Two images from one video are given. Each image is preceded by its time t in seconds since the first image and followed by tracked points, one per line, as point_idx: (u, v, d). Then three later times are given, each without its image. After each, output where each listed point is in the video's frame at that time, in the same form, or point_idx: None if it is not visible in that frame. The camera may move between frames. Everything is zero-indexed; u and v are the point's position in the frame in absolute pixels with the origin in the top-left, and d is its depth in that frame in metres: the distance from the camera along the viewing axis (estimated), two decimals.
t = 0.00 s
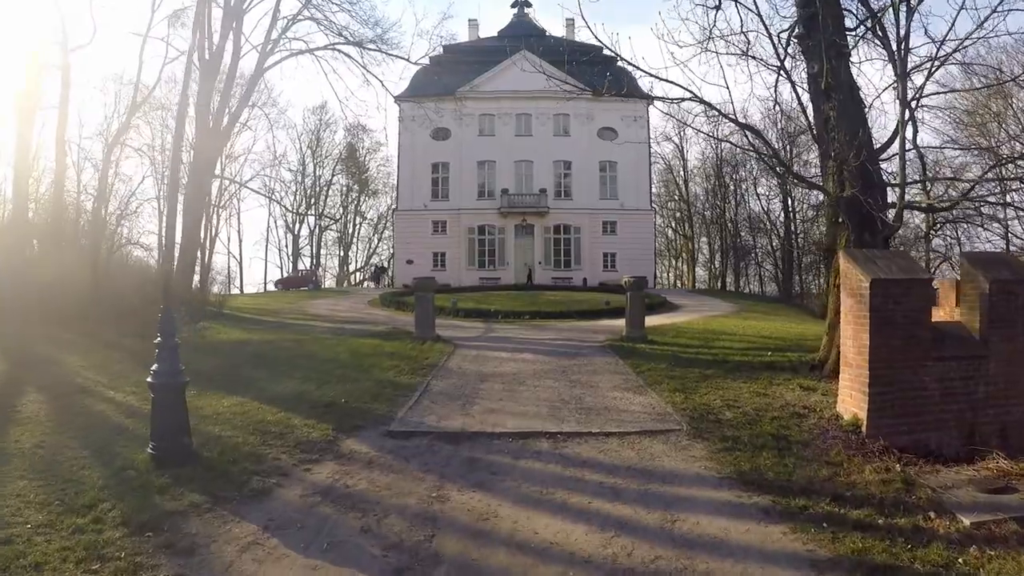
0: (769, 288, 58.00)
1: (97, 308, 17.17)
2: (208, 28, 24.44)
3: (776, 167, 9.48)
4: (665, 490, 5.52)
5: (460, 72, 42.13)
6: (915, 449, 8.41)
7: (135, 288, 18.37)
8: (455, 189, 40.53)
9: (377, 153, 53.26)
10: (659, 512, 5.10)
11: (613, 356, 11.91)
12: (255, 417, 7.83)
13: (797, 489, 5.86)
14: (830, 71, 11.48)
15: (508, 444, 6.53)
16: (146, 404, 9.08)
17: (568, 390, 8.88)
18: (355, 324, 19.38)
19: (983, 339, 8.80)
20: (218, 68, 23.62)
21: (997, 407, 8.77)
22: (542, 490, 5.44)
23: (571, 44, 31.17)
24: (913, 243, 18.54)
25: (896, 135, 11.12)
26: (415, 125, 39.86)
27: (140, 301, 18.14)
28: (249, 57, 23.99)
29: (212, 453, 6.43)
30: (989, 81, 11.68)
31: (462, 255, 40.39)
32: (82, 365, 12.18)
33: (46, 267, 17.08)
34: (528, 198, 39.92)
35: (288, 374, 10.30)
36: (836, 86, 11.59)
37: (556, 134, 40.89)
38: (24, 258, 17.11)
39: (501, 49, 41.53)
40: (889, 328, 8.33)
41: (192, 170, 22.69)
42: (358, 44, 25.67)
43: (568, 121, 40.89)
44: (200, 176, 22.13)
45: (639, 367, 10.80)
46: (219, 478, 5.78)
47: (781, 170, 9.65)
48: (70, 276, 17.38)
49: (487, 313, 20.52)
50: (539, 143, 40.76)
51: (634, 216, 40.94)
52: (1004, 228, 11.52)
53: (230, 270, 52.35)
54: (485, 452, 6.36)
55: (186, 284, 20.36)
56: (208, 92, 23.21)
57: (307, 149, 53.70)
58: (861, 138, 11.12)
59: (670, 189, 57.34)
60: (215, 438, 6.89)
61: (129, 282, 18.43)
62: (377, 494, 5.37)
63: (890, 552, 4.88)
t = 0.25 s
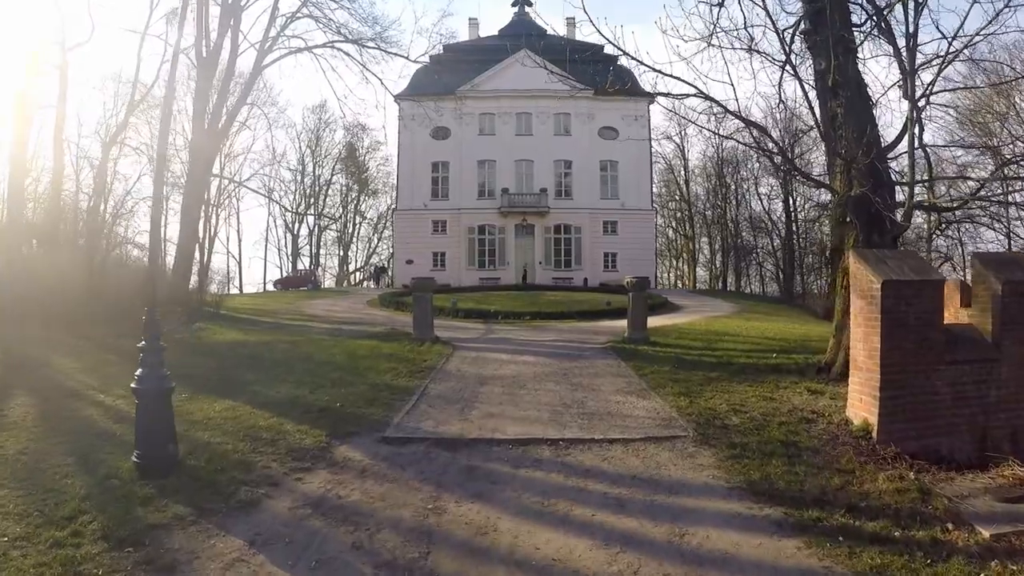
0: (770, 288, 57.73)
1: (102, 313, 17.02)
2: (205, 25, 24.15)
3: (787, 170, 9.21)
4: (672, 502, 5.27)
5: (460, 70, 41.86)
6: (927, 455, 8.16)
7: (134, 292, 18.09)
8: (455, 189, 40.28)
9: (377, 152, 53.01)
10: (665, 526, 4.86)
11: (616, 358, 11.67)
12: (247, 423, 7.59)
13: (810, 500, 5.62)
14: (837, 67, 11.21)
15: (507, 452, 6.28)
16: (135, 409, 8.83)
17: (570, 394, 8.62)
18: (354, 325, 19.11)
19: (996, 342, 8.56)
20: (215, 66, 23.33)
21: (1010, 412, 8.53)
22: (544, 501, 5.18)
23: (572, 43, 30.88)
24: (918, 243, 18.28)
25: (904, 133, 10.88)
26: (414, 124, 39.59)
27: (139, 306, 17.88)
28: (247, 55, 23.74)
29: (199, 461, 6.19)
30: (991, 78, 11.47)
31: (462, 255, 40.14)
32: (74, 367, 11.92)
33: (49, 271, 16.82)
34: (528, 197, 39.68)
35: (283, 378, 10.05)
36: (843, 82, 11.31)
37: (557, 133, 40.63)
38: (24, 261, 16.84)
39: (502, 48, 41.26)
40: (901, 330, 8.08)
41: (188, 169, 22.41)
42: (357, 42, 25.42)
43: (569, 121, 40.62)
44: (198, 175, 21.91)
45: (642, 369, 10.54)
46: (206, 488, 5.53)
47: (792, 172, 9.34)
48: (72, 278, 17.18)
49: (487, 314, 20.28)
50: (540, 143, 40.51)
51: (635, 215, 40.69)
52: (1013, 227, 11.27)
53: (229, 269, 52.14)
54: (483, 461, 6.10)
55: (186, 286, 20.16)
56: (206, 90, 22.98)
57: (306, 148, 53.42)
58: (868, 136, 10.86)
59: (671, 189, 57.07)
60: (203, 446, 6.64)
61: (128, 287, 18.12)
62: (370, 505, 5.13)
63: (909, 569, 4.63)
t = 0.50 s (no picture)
0: (772, 288, 57.43)
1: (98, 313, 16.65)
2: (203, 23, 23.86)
3: (796, 165, 8.94)
4: (682, 512, 5.01)
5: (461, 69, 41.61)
6: (941, 458, 7.90)
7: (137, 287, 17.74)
8: (455, 188, 40.00)
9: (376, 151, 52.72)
10: (675, 537, 4.60)
11: (619, 358, 11.40)
12: (239, 426, 7.33)
13: (825, 508, 5.36)
14: (845, 61, 10.98)
15: (508, 457, 6.02)
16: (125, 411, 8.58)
17: (572, 396, 8.37)
18: (353, 325, 18.85)
19: (1011, 341, 8.30)
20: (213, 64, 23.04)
21: None
22: (546, 511, 4.93)
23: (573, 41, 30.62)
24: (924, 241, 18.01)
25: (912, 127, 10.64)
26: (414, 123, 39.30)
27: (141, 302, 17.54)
28: (245, 52, 23.47)
29: (187, 467, 5.94)
30: (1001, 72, 11.24)
31: (462, 254, 39.86)
32: (65, 368, 11.67)
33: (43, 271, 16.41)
34: (528, 196, 39.41)
35: (278, 379, 9.79)
36: (852, 76, 11.04)
37: (557, 131, 40.35)
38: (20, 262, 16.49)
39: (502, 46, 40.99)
40: (914, 330, 7.82)
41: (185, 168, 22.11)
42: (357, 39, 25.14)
43: (569, 119, 40.33)
44: (194, 174, 21.64)
45: (646, 370, 10.28)
46: (192, 497, 5.28)
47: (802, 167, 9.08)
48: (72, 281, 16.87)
49: (487, 313, 20.02)
50: (540, 141, 40.23)
51: (636, 214, 40.42)
52: None
53: (228, 269, 51.87)
54: (483, 467, 5.84)
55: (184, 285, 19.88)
56: (203, 87, 22.70)
57: (306, 147, 53.14)
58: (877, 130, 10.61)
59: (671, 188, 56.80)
60: (192, 451, 6.39)
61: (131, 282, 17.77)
62: (363, 515, 4.88)
63: None
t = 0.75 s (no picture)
0: (773, 287, 57.18)
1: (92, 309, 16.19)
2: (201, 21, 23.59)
3: (809, 164, 8.72)
4: (691, 526, 4.77)
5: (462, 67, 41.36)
6: (955, 465, 7.64)
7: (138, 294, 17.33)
8: (456, 187, 39.76)
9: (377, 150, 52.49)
10: (686, 554, 4.36)
11: (622, 361, 11.16)
12: (231, 432, 7.10)
13: (842, 522, 5.10)
14: (855, 57, 10.77)
15: (509, 466, 5.78)
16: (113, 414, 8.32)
17: (575, 400, 8.12)
18: (351, 325, 18.60)
19: None
20: (211, 63, 22.80)
21: None
22: (549, 525, 4.69)
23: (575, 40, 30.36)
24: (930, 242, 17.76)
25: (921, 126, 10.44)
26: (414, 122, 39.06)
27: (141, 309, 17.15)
28: (244, 49, 23.22)
29: (173, 477, 5.69)
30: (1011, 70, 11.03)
31: (462, 254, 39.61)
32: (56, 369, 11.42)
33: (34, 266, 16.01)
34: (529, 196, 39.16)
35: (273, 383, 9.56)
36: (861, 72, 10.84)
37: (558, 130, 40.10)
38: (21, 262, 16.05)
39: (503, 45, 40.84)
40: (928, 332, 7.58)
41: (182, 167, 21.84)
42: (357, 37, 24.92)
43: (570, 118, 40.07)
44: (192, 173, 21.34)
45: (650, 373, 10.04)
46: (177, 510, 5.04)
47: (815, 166, 8.86)
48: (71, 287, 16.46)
49: (487, 313, 19.78)
50: (540, 140, 39.98)
51: (637, 214, 40.19)
52: None
53: (227, 268, 51.62)
54: (483, 476, 5.59)
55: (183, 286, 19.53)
56: (201, 84, 22.46)
57: (306, 146, 52.87)
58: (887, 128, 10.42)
59: (672, 187, 56.58)
60: (180, 460, 6.15)
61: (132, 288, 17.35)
62: (356, 530, 4.64)
63: None
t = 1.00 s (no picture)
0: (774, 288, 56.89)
1: (87, 309, 15.72)
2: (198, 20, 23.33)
3: (815, 160, 8.50)
4: (696, 537, 4.54)
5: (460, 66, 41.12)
6: (966, 470, 7.40)
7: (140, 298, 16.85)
8: (455, 187, 39.51)
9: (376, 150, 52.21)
10: (692, 568, 4.12)
11: (623, 362, 10.92)
12: (218, 437, 6.86)
13: (854, 531, 4.87)
14: (860, 50, 10.56)
15: (506, 474, 5.53)
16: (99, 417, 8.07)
17: (574, 403, 7.88)
18: (348, 326, 18.34)
19: None
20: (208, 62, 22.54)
21: None
22: (547, 537, 4.44)
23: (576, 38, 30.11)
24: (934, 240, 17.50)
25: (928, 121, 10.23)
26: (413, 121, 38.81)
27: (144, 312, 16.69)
28: (241, 48, 23.02)
29: (155, 485, 5.46)
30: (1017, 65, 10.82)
31: (462, 254, 39.34)
32: (44, 371, 11.16)
33: (26, 264, 15.57)
34: (528, 195, 38.90)
35: (265, 385, 9.32)
36: (866, 66, 10.62)
37: (558, 130, 39.84)
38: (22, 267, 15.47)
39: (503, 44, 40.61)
40: (939, 332, 7.35)
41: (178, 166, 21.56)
42: (354, 35, 24.71)
43: (570, 117, 39.83)
44: (187, 172, 20.97)
45: (651, 374, 9.79)
46: (156, 521, 4.80)
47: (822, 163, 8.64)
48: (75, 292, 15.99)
49: (486, 314, 19.53)
50: (540, 140, 39.73)
51: (638, 214, 39.93)
52: None
53: (225, 269, 51.33)
54: (478, 485, 5.35)
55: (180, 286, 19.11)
56: (198, 83, 22.24)
57: (304, 146, 52.59)
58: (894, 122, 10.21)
59: (673, 187, 56.33)
60: (164, 467, 5.92)
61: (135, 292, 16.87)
62: (343, 542, 4.40)
63: None
